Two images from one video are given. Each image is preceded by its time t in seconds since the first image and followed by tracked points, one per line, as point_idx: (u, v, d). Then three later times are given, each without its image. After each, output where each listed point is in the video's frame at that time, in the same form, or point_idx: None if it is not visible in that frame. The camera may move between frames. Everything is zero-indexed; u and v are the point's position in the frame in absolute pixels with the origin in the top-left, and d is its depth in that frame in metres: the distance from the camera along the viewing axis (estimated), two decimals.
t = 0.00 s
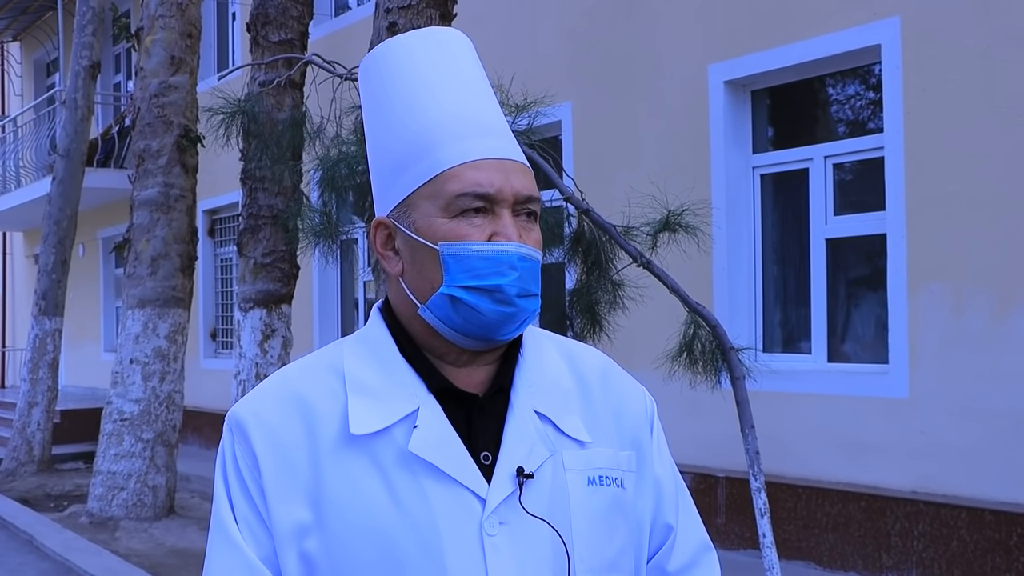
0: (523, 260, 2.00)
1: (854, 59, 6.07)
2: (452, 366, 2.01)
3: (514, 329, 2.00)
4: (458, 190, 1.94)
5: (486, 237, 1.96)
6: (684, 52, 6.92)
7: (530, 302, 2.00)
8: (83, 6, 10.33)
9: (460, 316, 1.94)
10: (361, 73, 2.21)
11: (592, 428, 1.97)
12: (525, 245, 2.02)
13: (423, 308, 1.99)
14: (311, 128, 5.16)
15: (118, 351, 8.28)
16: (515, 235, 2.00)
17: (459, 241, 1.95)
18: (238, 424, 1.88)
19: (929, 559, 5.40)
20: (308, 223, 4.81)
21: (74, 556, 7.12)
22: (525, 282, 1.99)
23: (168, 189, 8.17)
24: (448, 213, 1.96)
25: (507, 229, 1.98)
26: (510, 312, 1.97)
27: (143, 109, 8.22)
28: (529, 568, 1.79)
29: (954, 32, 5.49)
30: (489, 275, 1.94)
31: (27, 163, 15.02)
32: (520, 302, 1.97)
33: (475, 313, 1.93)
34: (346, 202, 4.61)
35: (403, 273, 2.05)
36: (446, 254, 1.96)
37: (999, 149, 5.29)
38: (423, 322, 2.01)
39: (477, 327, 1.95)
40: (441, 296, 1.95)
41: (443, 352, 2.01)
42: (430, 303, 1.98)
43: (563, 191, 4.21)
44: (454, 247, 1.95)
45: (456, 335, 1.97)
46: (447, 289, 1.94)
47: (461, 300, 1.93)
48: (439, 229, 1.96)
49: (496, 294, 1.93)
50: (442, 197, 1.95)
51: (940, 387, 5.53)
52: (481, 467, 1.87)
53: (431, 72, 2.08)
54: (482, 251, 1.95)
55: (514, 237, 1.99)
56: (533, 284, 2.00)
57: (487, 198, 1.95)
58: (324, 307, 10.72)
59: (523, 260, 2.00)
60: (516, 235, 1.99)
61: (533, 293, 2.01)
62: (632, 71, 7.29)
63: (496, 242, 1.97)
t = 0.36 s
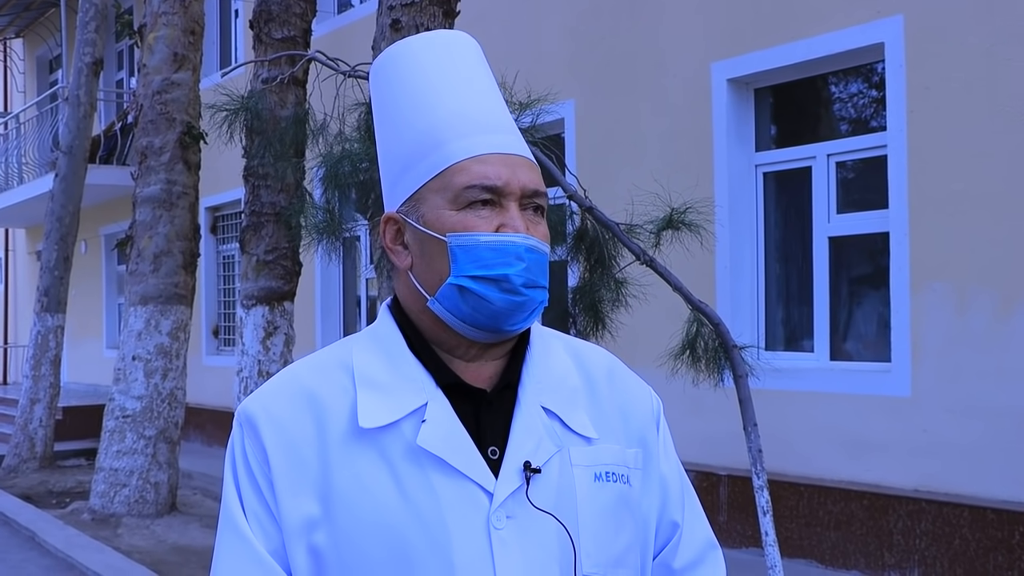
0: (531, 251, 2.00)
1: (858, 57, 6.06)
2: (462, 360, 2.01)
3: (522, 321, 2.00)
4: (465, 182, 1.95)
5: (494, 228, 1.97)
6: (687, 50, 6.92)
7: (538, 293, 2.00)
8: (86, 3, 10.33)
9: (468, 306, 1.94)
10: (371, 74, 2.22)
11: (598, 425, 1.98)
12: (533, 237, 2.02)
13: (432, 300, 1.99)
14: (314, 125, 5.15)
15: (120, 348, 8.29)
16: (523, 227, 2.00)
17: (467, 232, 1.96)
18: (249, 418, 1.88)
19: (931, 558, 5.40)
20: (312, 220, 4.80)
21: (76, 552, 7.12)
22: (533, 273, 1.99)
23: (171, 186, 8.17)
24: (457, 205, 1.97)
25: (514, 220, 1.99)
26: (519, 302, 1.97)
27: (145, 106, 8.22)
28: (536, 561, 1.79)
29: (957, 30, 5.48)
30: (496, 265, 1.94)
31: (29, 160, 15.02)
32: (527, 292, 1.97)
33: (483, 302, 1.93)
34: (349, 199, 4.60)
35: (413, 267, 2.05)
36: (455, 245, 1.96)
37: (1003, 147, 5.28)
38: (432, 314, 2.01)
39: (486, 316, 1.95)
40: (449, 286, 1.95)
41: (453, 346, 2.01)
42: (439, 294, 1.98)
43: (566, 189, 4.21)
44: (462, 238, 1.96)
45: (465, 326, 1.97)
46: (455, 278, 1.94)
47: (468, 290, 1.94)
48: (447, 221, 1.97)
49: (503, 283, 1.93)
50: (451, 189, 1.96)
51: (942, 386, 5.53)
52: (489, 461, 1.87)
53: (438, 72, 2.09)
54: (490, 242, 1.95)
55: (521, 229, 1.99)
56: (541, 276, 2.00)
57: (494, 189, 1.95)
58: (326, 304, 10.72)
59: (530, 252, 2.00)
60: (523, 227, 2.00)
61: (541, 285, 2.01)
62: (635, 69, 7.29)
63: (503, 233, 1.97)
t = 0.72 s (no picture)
0: (544, 267, 1.99)
1: (861, 55, 6.05)
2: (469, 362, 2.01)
3: (532, 329, 2.00)
4: (487, 192, 1.95)
5: (509, 241, 1.96)
6: (689, 48, 6.91)
7: (548, 306, 2.00)
8: None
9: (479, 314, 1.94)
10: (406, 55, 2.19)
11: (608, 424, 1.98)
12: (548, 253, 2.02)
13: (443, 304, 1.99)
14: (317, 122, 5.14)
15: (122, 345, 8.29)
16: (538, 243, 1.99)
17: (483, 242, 1.95)
18: (262, 412, 1.87)
19: (933, 557, 5.40)
20: (314, 217, 4.79)
21: (78, 549, 7.12)
22: (545, 288, 1.98)
23: (173, 183, 8.16)
24: (475, 214, 1.97)
25: (530, 236, 1.98)
26: (528, 314, 1.96)
27: (147, 103, 8.21)
28: (548, 559, 1.79)
29: (960, 29, 5.48)
30: (509, 278, 1.94)
31: (31, 156, 15.02)
32: (537, 305, 1.97)
33: (495, 311, 1.93)
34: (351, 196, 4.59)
35: (426, 266, 2.05)
36: (469, 253, 1.96)
37: (1006, 146, 5.27)
38: (443, 316, 2.01)
39: (496, 325, 1.95)
40: (460, 293, 1.95)
41: (463, 347, 2.01)
42: (449, 300, 1.98)
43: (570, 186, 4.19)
44: (477, 248, 1.95)
45: (474, 332, 1.97)
46: (467, 287, 1.94)
47: (480, 299, 1.93)
48: (465, 228, 1.97)
49: (515, 295, 1.93)
50: (472, 197, 1.96)
51: (943, 385, 5.52)
52: (501, 459, 1.87)
53: (476, 70, 2.06)
54: (504, 254, 1.94)
55: (536, 245, 1.98)
56: (554, 291, 2.00)
57: (514, 203, 1.95)
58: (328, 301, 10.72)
59: (545, 266, 1.99)
60: (538, 243, 1.99)
61: (554, 299, 2.00)
62: (638, 68, 7.28)
63: (518, 247, 1.96)
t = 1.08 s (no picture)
0: (558, 267, 2.00)
1: (864, 54, 6.04)
2: (482, 361, 2.02)
3: (544, 329, 2.00)
4: (500, 194, 1.95)
5: (523, 242, 1.97)
6: (692, 46, 6.91)
7: (561, 308, 2.00)
8: None
9: (494, 314, 1.94)
10: (416, 54, 2.19)
11: (617, 424, 1.98)
12: (561, 252, 2.02)
13: (456, 303, 1.99)
14: (320, 120, 5.14)
15: (125, 343, 8.30)
16: (552, 244, 1.99)
17: (496, 243, 1.96)
18: (273, 411, 1.87)
19: (936, 556, 5.40)
20: (318, 214, 4.78)
21: (80, 546, 7.13)
22: (558, 288, 1.98)
23: (176, 181, 8.17)
24: (488, 215, 1.97)
25: (544, 237, 1.98)
26: (541, 315, 1.97)
27: (150, 101, 8.23)
28: (558, 560, 1.79)
29: (964, 28, 5.47)
30: (523, 278, 1.94)
31: (34, 154, 15.04)
32: (550, 305, 1.97)
33: (509, 311, 1.93)
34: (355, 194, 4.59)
35: (438, 265, 2.05)
36: (483, 253, 1.96)
37: (1009, 145, 5.27)
38: (455, 314, 2.01)
39: (510, 325, 1.95)
40: (474, 294, 1.95)
41: (475, 345, 2.01)
42: (462, 299, 1.98)
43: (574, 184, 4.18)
44: (491, 249, 1.96)
45: (487, 331, 1.97)
46: (481, 287, 1.95)
47: (494, 299, 1.94)
48: (477, 229, 1.97)
49: (529, 296, 1.93)
50: (485, 198, 1.96)
51: (946, 384, 5.52)
52: (512, 459, 1.87)
53: (488, 69, 2.06)
54: (518, 254, 1.95)
55: (549, 245, 1.99)
56: (566, 290, 2.00)
57: (528, 203, 1.95)
58: (330, 299, 10.73)
59: (557, 266, 2.00)
60: (552, 242, 1.99)
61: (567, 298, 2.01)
62: (641, 66, 7.27)
63: (531, 248, 1.97)
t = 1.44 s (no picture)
0: (542, 263, 1.99)
1: (864, 53, 6.05)
2: (479, 361, 2.02)
3: (536, 329, 1.99)
4: (477, 192, 1.95)
5: (504, 239, 1.97)
6: (692, 45, 6.91)
7: (550, 305, 1.99)
8: None
9: (480, 317, 1.95)
10: (406, 60, 2.21)
11: (620, 424, 1.98)
12: (547, 247, 2.00)
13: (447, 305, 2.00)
14: (321, 120, 5.14)
15: (126, 342, 8.30)
16: (534, 238, 1.98)
17: (478, 243, 1.96)
18: (276, 411, 1.88)
19: (937, 555, 5.41)
20: (318, 214, 4.77)
21: (81, 546, 7.13)
22: (542, 285, 1.97)
23: (177, 180, 8.18)
24: (468, 215, 1.97)
25: (526, 232, 1.98)
26: (527, 315, 1.96)
27: (151, 100, 8.23)
28: (557, 560, 1.79)
29: (965, 28, 5.47)
30: (505, 278, 1.94)
31: (35, 153, 15.04)
32: (536, 305, 1.96)
33: (493, 313, 1.93)
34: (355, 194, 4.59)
35: (430, 269, 2.08)
36: (465, 255, 1.97)
37: (1010, 144, 5.27)
38: (449, 318, 2.02)
39: (497, 327, 1.95)
40: (460, 296, 1.96)
41: (471, 347, 2.02)
42: (451, 302, 2.00)
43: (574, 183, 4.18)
44: (473, 249, 1.96)
45: (479, 333, 1.97)
46: (466, 289, 1.96)
47: (480, 301, 1.94)
48: (460, 229, 1.98)
49: (512, 297, 1.93)
50: (463, 199, 1.97)
51: (947, 383, 5.52)
52: (513, 459, 1.87)
53: (470, 68, 2.07)
54: (499, 254, 1.95)
55: (532, 240, 1.98)
56: (552, 287, 1.98)
57: (506, 200, 1.95)
58: (331, 298, 10.73)
59: (541, 263, 1.99)
60: (534, 238, 1.98)
61: (554, 295, 1.99)
62: (642, 65, 7.28)
63: (513, 245, 1.97)
